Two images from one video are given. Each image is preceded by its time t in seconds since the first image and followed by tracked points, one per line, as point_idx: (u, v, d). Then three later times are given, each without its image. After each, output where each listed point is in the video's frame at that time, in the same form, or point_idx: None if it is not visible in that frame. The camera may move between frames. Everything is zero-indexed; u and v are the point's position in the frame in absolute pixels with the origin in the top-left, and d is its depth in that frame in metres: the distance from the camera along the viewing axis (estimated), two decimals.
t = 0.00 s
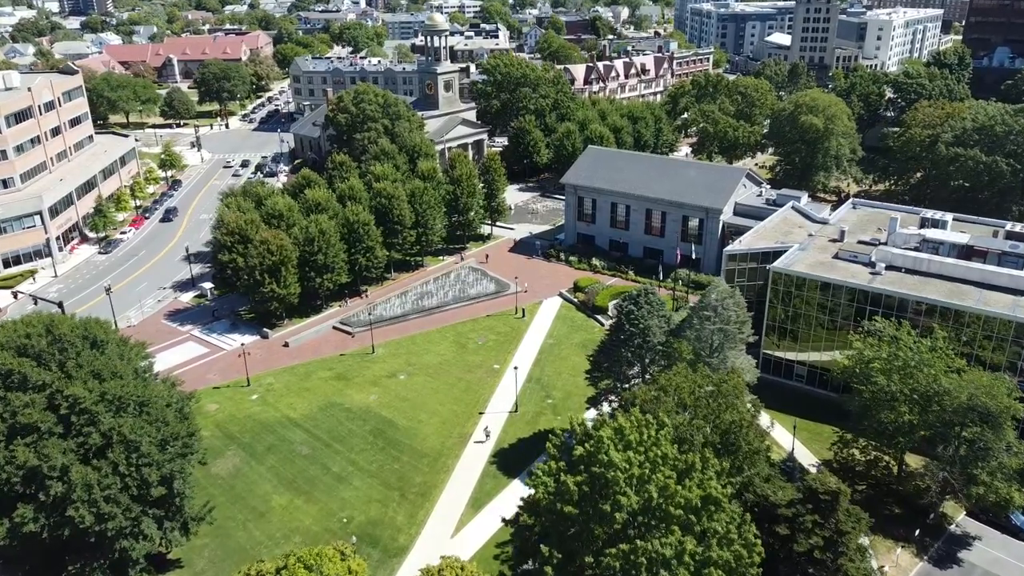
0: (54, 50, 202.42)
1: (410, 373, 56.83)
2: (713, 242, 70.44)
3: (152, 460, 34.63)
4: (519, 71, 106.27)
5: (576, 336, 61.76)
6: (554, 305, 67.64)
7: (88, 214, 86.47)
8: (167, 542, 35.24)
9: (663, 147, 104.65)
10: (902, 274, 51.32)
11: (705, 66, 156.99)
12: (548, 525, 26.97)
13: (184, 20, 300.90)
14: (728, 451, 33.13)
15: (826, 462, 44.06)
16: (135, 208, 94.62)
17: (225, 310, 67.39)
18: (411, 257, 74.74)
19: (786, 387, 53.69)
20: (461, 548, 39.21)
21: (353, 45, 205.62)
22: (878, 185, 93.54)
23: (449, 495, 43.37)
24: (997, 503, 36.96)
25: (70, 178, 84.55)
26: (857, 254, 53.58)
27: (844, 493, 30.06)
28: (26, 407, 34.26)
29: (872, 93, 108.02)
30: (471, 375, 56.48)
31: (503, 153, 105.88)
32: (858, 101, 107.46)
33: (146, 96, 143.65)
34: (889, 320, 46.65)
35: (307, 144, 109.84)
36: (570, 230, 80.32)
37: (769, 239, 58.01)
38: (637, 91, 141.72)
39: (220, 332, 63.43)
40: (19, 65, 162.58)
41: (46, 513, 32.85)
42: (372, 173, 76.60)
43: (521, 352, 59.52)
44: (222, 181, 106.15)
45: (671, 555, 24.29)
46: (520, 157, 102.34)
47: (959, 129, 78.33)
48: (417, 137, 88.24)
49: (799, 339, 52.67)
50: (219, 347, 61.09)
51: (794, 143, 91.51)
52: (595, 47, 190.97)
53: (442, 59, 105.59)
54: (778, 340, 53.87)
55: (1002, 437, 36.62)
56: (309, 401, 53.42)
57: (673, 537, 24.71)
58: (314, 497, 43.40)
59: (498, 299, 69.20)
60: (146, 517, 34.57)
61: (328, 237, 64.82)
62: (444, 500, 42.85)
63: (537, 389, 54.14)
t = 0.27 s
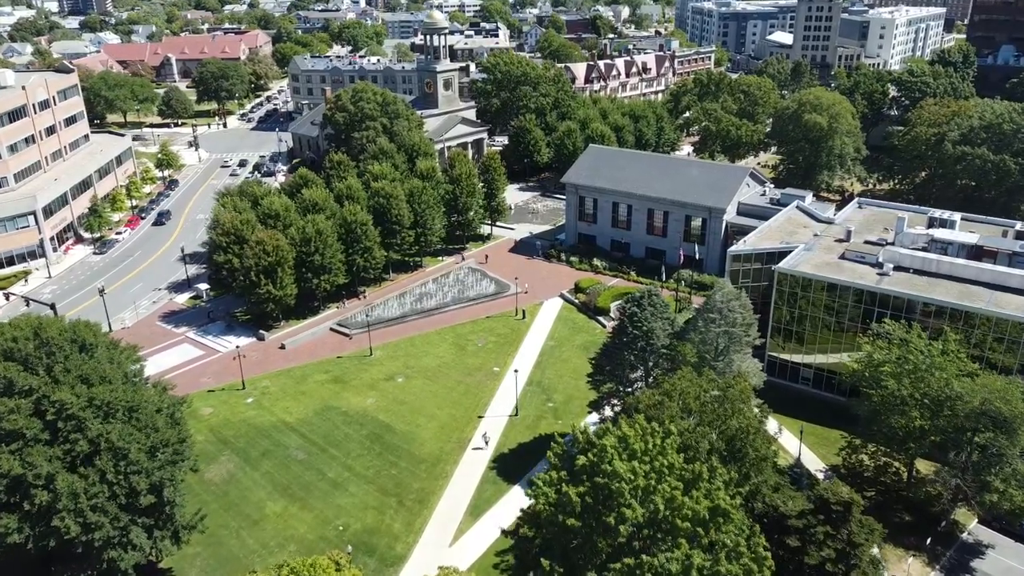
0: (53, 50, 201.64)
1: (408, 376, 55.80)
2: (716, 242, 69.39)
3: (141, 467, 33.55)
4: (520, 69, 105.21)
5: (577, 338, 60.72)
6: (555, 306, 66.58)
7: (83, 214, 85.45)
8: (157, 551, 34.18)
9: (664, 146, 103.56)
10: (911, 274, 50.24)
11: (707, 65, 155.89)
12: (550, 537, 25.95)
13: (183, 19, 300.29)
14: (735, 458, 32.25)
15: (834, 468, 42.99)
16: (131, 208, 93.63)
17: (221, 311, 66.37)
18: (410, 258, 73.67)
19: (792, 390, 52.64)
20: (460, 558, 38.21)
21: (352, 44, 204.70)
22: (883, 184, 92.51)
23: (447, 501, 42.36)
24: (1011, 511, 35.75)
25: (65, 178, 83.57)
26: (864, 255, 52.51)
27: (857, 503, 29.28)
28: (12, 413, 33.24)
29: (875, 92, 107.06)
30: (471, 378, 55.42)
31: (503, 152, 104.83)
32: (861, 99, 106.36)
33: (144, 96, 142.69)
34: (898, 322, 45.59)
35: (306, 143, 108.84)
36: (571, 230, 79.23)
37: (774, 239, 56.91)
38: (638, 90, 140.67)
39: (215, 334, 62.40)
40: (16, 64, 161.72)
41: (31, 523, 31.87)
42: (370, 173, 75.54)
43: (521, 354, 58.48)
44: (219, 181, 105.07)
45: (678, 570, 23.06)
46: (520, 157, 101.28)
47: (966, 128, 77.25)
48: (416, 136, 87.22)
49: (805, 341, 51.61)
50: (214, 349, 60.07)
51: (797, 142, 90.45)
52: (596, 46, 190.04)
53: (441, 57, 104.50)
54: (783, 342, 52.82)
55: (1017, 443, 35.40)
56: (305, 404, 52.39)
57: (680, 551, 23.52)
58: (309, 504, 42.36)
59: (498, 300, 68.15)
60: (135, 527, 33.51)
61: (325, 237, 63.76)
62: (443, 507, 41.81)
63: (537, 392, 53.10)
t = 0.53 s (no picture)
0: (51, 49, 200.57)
1: (406, 379, 54.73)
2: (720, 242, 68.33)
3: (130, 476, 32.48)
4: (520, 68, 104.17)
5: (579, 341, 59.65)
6: (556, 307, 65.51)
7: (78, 214, 84.42)
8: (147, 563, 33.09)
9: (666, 145, 102.43)
10: (920, 275, 49.16)
11: (708, 64, 154.79)
12: (552, 551, 24.92)
13: (183, 19, 299.36)
14: (742, 466, 31.53)
15: (843, 474, 42.01)
16: (127, 208, 92.63)
17: (216, 313, 65.32)
18: (408, 259, 72.62)
19: (799, 394, 51.60)
20: (460, 567, 37.15)
21: (352, 43, 203.88)
22: (888, 183, 91.48)
23: (446, 508, 41.32)
24: None
25: (60, 178, 82.57)
26: (871, 255, 51.42)
27: (872, 515, 28.79)
28: None
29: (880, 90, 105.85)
30: (470, 382, 54.36)
31: (503, 152, 103.79)
32: (865, 97, 105.25)
33: (141, 95, 141.67)
34: (908, 325, 44.50)
35: (304, 143, 107.79)
36: (572, 230, 78.12)
37: (779, 239, 55.83)
38: (640, 89, 139.61)
39: (211, 336, 61.35)
40: (13, 63, 160.79)
41: (16, 534, 30.90)
42: (368, 172, 74.48)
43: (522, 356, 57.42)
44: (216, 181, 104.00)
45: None
46: (520, 156, 100.19)
47: (973, 125, 76.18)
48: (415, 135, 86.17)
49: (811, 344, 50.54)
50: (210, 352, 59.03)
51: (801, 141, 89.41)
52: (597, 45, 189.00)
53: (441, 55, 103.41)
54: (789, 344, 51.78)
55: None
56: (302, 408, 51.33)
57: (688, 568, 22.53)
58: (305, 511, 41.30)
59: (498, 301, 67.09)
60: (124, 537, 32.45)
61: (322, 237, 62.69)
62: (442, 514, 40.77)
63: (538, 396, 52.03)
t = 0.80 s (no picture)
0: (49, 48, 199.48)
1: (405, 383, 53.59)
2: (725, 242, 67.23)
3: (118, 486, 31.39)
4: (521, 67, 103.03)
5: (582, 343, 58.51)
6: (558, 309, 64.41)
7: (73, 215, 83.35)
8: None
9: (669, 144, 101.22)
10: (930, 276, 48.06)
11: (710, 62, 153.60)
12: (556, 568, 23.92)
13: (182, 18, 298.25)
14: (752, 474, 30.61)
15: (853, 481, 41.12)
16: (123, 208, 91.60)
17: (212, 315, 64.23)
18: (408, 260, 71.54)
19: (807, 398, 50.51)
20: None
21: (351, 42, 202.89)
22: (893, 183, 90.33)
23: (446, 517, 40.23)
24: None
25: (55, 178, 81.55)
26: (880, 256, 50.30)
27: (891, 529, 27.95)
28: None
29: (884, 88, 104.49)
30: (470, 385, 53.25)
31: (504, 151, 102.68)
32: (870, 95, 104.09)
33: (139, 95, 140.61)
34: (920, 328, 43.39)
35: (303, 142, 106.68)
36: (574, 230, 76.96)
37: (786, 240, 54.74)
38: (641, 88, 138.44)
39: (206, 338, 60.26)
40: (10, 62, 159.72)
41: None
42: (367, 172, 73.35)
43: (523, 360, 56.31)
44: (214, 181, 102.85)
45: None
46: (521, 155, 99.03)
47: (981, 124, 75.02)
48: (414, 134, 85.05)
49: (819, 347, 49.41)
50: (205, 355, 57.96)
51: (806, 140, 88.30)
52: (598, 44, 187.80)
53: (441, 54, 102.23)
54: (796, 347, 50.70)
55: None
56: (298, 413, 50.26)
57: None
58: (301, 520, 40.22)
59: (499, 303, 65.97)
60: (112, 549, 31.34)
61: (320, 238, 61.60)
62: (441, 523, 39.69)
63: (540, 400, 50.92)
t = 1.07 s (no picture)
0: (48, 48, 198.52)
1: (405, 387, 52.48)
2: (730, 243, 66.13)
3: (106, 496, 30.26)
4: (522, 65, 101.88)
5: (585, 346, 57.38)
6: (560, 311, 63.27)
7: (68, 215, 82.28)
8: None
9: (672, 143, 100.04)
10: (942, 278, 46.93)
11: (713, 61, 152.40)
12: None
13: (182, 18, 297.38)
14: (763, 484, 30.33)
15: (865, 489, 40.10)
16: (120, 208, 90.53)
17: (209, 317, 63.13)
18: (408, 261, 70.38)
19: (815, 403, 49.36)
20: None
21: (351, 42, 202.08)
22: (899, 182, 89.26)
23: (447, 526, 39.14)
24: None
25: (50, 178, 80.52)
26: (891, 257, 49.15)
27: (912, 545, 27.84)
28: None
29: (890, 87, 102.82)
30: (471, 389, 52.11)
31: (505, 151, 101.60)
32: (875, 93, 102.98)
33: (137, 94, 139.60)
34: (933, 331, 42.22)
35: (302, 142, 105.56)
36: (576, 230, 75.78)
37: (793, 240, 53.57)
38: (644, 87, 137.32)
39: (202, 341, 59.16)
40: (8, 62, 158.77)
41: None
42: (366, 171, 72.26)
43: (525, 363, 55.19)
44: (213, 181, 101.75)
45: None
46: (522, 155, 97.87)
47: (991, 122, 73.87)
48: (414, 133, 83.95)
49: (828, 350, 48.25)
50: (201, 359, 56.86)
51: (811, 139, 87.21)
52: (600, 43, 186.80)
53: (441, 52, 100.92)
54: (804, 350, 49.55)
55: None
56: (295, 418, 49.13)
57: None
58: (298, 529, 39.10)
59: (500, 305, 64.84)
60: (100, 562, 30.20)
61: (318, 239, 60.50)
62: (441, 532, 38.61)
63: (543, 404, 49.80)
